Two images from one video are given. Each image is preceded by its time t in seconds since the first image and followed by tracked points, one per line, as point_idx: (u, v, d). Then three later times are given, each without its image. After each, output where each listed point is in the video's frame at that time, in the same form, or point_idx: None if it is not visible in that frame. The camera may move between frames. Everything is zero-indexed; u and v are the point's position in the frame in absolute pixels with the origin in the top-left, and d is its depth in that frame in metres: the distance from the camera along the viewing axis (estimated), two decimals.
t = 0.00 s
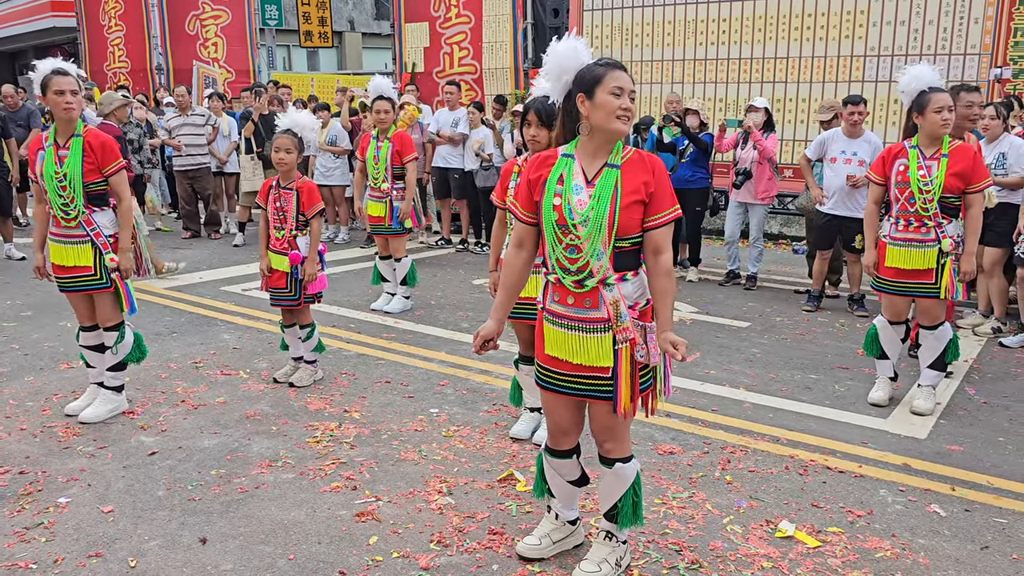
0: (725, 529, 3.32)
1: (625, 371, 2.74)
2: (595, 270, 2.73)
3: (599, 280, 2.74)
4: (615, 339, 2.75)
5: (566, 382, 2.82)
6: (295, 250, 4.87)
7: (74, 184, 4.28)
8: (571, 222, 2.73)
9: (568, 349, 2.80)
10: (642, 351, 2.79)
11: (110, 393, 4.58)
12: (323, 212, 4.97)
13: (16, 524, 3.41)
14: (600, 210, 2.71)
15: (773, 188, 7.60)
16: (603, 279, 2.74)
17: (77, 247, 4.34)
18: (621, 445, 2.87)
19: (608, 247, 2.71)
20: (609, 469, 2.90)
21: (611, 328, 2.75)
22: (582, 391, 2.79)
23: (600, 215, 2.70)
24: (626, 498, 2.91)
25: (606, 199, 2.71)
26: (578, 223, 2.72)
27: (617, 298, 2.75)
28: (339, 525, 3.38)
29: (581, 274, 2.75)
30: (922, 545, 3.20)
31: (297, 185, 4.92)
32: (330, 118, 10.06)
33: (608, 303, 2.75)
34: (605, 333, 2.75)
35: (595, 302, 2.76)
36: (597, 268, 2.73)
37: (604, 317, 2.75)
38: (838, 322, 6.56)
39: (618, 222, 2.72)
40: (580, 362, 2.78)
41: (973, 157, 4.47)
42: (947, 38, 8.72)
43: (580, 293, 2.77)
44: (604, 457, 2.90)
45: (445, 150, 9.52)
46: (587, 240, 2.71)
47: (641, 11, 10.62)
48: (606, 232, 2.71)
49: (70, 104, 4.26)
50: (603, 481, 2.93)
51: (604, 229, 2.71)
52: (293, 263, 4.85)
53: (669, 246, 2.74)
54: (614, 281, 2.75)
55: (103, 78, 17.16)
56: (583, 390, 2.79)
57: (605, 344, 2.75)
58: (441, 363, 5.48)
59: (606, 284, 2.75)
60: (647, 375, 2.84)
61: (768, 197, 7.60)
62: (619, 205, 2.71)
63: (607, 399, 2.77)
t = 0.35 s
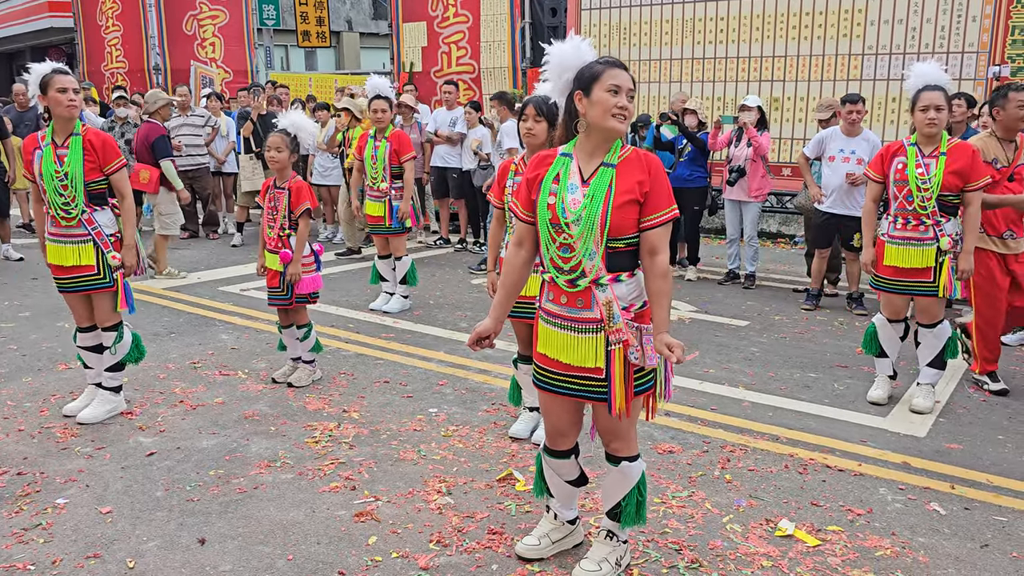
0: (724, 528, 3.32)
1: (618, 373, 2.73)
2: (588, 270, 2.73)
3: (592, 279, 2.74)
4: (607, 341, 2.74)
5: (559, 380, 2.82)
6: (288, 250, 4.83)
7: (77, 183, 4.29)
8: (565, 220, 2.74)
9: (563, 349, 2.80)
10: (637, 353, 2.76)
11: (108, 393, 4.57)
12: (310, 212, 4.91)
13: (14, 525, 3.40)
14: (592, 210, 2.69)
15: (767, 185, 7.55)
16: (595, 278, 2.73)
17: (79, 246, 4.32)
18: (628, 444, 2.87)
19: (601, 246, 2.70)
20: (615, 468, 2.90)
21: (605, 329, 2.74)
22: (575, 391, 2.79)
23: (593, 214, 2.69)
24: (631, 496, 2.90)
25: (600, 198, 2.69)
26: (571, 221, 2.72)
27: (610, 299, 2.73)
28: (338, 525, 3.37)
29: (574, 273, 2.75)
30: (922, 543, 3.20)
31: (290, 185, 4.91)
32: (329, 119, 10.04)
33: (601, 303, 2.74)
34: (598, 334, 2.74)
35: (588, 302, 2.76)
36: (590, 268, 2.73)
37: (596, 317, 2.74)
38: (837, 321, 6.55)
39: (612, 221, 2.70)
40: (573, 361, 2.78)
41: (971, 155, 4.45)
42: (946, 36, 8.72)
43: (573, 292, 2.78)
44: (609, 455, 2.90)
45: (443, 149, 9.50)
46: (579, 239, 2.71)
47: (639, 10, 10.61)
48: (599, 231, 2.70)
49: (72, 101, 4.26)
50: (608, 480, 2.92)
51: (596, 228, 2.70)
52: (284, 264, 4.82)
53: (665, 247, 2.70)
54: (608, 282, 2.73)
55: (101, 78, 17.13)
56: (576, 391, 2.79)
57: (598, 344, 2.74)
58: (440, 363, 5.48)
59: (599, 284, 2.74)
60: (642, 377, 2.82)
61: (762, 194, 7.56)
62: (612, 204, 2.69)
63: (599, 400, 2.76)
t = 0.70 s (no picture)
0: (723, 525, 3.31)
1: (611, 373, 2.72)
2: (578, 268, 2.72)
3: (583, 278, 2.73)
4: (600, 339, 2.73)
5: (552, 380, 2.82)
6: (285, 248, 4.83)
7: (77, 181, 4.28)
8: (554, 220, 2.74)
9: (555, 348, 2.80)
10: (629, 353, 2.75)
11: (106, 392, 4.56)
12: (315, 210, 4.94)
13: (12, 525, 3.39)
14: (580, 208, 2.69)
15: (761, 183, 7.62)
16: (586, 277, 2.72)
17: (79, 243, 4.31)
18: (617, 446, 2.87)
19: (589, 244, 2.69)
20: (606, 470, 2.89)
21: (596, 328, 2.73)
22: (569, 390, 2.79)
23: (581, 213, 2.69)
24: (622, 497, 2.90)
25: (587, 196, 2.68)
26: (559, 221, 2.72)
27: (601, 298, 2.72)
28: (337, 524, 3.36)
29: (564, 272, 2.75)
30: (920, 540, 3.20)
31: (288, 184, 4.90)
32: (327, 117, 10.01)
33: (592, 302, 2.73)
34: (591, 333, 2.73)
35: (579, 302, 2.75)
36: (580, 266, 2.72)
37: (588, 316, 2.73)
38: (835, 318, 6.56)
39: (600, 219, 2.68)
40: (567, 361, 2.78)
41: (968, 151, 4.46)
42: (943, 33, 8.72)
43: (565, 291, 2.77)
44: (599, 457, 2.89)
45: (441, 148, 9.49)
46: (568, 238, 2.71)
47: (636, 7, 10.61)
48: (587, 229, 2.69)
49: (72, 98, 4.24)
50: (598, 482, 2.91)
51: (584, 226, 2.69)
52: (283, 262, 4.82)
53: (655, 244, 2.67)
54: (598, 281, 2.72)
55: (97, 77, 17.10)
56: (570, 390, 2.79)
57: (590, 344, 2.74)
58: (439, 361, 5.48)
59: (590, 283, 2.73)
60: (637, 378, 2.80)
61: (756, 192, 7.60)
62: (600, 202, 2.67)
63: (593, 399, 2.76)
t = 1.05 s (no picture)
0: (718, 521, 3.32)
1: (586, 366, 2.71)
2: (553, 263, 2.73)
3: (557, 273, 2.73)
4: (574, 333, 2.73)
5: (531, 376, 2.83)
6: (279, 243, 4.84)
7: (72, 177, 4.26)
8: (527, 215, 2.75)
9: (531, 344, 2.81)
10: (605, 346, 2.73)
11: (101, 390, 4.55)
12: (308, 205, 4.93)
13: (6, 523, 3.38)
14: (552, 202, 2.69)
15: (758, 179, 7.60)
16: (561, 271, 2.72)
17: (75, 240, 4.30)
18: (592, 444, 2.86)
19: (562, 237, 2.70)
20: (584, 468, 2.89)
21: (571, 321, 2.73)
22: (547, 385, 2.79)
23: (553, 207, 2.69)
24: (607, 494, 2.91)
25: (559, 190, 2.69)
26: (533, 216, 2.74)
27: (576, 291, 2.72)
28: (332, 521, 3.36)
29: (538, 267, 2.75)
30: (914, 536, 3.21)
31: (282, 176, 4.90)
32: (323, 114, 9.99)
33: (567, 296, 2.73)
34: (564, 327, 2.74)
35: (555, 296, 2.75)
36: (554, 260, 2.72)
37: (563, 310, 2.73)
38: (829, 315, 6.57)
39: (572, 213, 2.69)
40: (544, 356, 2.77)
41: (962, 149, 4.46)
42: (937, 30, 8.74)
43: (539, 286, 2.77)
44: (577, 456, 2.89)
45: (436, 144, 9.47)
46: (541, 233, 2.72)
47: (631, 4, 10.61)
48: (559, 222, 2.69)
49: (65, 94, 4.23)
50: (580, 478, 2.92)
51: (557, 220, 2.69)
52: (277, 257, 4.82)
53: (626, 237, 2.68)
54: (573, 274, 2.72)
55: (91, 74, 17.04)
56: (548, 386, 2.79)
57: (565, 337, 2.74)
58: (434, 358, 5.47)
59: (564, 277, 2.72)
60: (613, 372, 2.80)
61: (753, 188, 7.61)
62: (572, 196, 2.68)
63: (569, 395, 2.76)
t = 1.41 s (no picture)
0: (715, 517, 3.33)
1: (576, 358, 2.71)
2: (544, 256, 2.72)
3: (548, 266, 2.73)
4: (567, 324, 2.73)
5: (524, 370, 2.82)
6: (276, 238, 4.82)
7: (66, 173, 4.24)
8: (515, 210, 2.73)
9: (523, 338, 2.79)
10: (599, 336, 2.75)
11: (98, 387, 4.54)
12: (305, 202, 4.91)
13: (2, 521, 3.37)
14: (541, 196, 2.68)
15: (757, 176, 7.60)
16: (552, 264, 2.72)
17: (69, 236, 4.28)
18: (599, 432, 2.87)
19: (552, 230, 2.70)
20: (590, 457, 2.89)
21: (564, 314, 2.73)
22: (541, 379, 2.78)
23: (543, 201, 2.68)
24: (611, 483, 2.91)
25: (547, 184, 2.68)
26: (521, 210, 2.72)
27: (568, 283, 2.72)
28: (329, 518, 3.36)
29: (529, 261, 2.75)
30: (910, 531, 3.22)
31: (280, 173, 4.89)
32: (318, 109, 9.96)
33: (560, 288, 2.73)
34: (558, 319, 2.74)
35: (547, 289, 2.75)
36: (544, 254, 2.72)
37: (556, 303, 2.73)
38: (826, 311, 6.58)
39: (561, 206, 2.69)
40: (538, 350, 2.76)
41: (958, 145, 4.45)
42: (933, 27, 8.75)
43: (530, 279, 2.76)
44: (581, 445, 2.89)
45: (432, 141, 9.47)
46: (531, 227, 2.71)
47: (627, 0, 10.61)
48: (549, 215, 2.69)
49: (61, 90, 4.21)
50: (584, 470, 2.92)
51: (546, 213, 2.69)
52: (274, 253, 4.81)
53: (615, 229, 2.71)
54: (564, 266, 2.73)
55: (86, 71, 17.00)
56: (542, 379, 2.78)
57: (559, 330, 2.74)
58: (431, 355, 5.47)
59: (556, 269, 2.73)
60: (607, 361, 2.82)
61: (752, 185, 7.61)
62: (561, 189, 2.68)
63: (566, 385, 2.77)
